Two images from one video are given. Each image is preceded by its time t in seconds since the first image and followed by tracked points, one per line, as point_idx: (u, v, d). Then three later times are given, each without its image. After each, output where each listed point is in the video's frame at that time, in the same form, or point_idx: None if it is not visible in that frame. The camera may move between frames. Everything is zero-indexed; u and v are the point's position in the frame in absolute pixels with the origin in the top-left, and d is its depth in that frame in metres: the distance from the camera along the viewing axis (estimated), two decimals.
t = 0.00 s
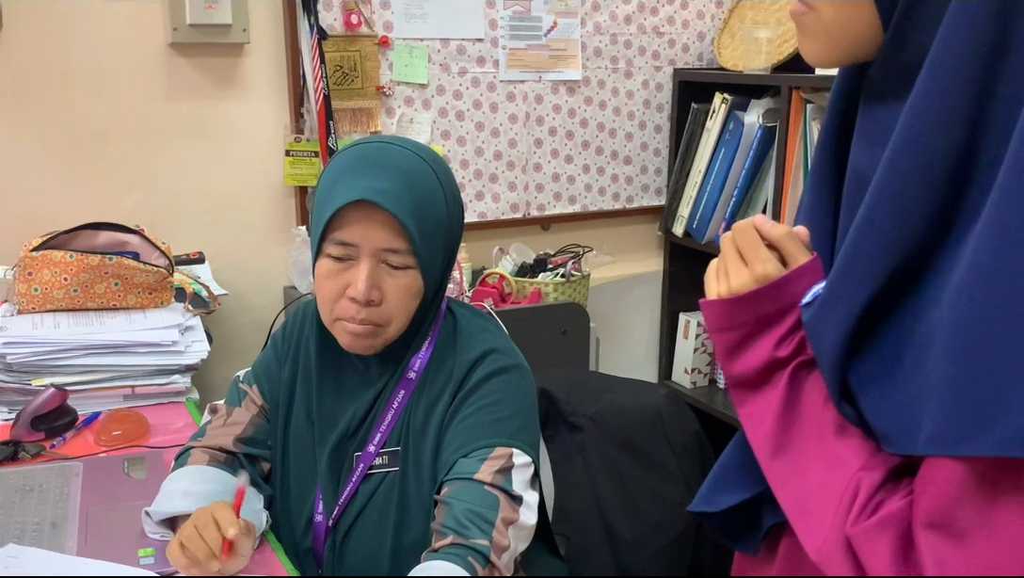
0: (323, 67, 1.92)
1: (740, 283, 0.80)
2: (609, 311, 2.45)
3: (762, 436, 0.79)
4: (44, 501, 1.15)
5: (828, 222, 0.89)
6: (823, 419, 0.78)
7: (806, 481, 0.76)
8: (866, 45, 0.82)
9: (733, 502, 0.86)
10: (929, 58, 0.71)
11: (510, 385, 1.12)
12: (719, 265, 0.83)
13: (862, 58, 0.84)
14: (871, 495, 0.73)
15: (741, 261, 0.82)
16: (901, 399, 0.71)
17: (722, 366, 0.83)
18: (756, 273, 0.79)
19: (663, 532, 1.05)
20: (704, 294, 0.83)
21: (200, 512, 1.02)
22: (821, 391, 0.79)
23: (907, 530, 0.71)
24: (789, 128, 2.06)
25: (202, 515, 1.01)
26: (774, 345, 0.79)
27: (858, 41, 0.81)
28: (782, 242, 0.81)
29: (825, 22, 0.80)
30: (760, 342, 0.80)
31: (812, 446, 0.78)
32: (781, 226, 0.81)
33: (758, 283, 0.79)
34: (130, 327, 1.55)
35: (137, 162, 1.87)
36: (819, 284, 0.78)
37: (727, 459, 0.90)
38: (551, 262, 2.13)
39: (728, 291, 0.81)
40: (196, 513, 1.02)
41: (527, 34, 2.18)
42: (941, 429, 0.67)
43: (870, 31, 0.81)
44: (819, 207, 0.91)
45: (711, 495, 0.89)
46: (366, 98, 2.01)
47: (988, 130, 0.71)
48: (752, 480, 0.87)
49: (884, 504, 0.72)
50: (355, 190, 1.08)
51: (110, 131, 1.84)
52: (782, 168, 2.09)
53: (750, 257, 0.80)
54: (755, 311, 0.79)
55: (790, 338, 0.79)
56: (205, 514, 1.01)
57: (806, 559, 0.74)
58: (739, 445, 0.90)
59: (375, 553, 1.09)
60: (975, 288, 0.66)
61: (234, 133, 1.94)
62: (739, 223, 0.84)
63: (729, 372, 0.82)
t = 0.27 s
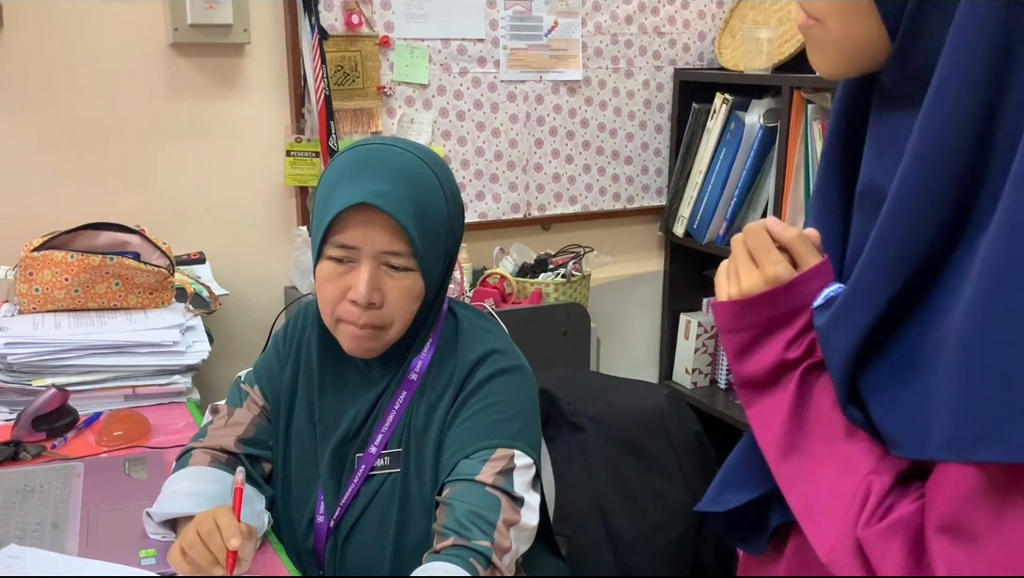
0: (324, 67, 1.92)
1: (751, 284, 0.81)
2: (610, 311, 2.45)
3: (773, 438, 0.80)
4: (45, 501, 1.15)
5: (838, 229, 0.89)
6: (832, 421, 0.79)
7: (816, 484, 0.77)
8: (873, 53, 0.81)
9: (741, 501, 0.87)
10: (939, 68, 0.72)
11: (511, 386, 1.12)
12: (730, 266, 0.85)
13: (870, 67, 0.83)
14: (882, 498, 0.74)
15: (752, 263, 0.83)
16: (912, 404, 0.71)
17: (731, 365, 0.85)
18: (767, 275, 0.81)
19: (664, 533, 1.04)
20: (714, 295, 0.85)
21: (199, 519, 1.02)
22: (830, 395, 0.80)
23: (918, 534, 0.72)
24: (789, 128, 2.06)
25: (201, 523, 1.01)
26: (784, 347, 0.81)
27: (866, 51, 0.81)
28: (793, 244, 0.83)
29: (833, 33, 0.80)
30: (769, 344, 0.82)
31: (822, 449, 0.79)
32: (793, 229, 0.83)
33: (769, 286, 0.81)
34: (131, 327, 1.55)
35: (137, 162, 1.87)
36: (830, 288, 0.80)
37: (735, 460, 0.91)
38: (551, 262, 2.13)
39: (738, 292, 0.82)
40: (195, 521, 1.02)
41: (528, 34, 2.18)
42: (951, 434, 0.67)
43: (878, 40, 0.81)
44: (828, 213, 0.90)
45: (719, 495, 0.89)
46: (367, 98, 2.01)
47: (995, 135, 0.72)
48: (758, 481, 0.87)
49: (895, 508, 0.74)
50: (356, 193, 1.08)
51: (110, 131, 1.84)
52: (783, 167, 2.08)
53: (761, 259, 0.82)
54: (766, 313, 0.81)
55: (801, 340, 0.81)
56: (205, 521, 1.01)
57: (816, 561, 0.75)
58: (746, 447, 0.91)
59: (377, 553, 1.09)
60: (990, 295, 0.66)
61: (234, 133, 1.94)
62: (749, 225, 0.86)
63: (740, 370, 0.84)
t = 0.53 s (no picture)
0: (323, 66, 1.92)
1: (751, 283, 0.85)
2: (609, 309, 2.44)
3: (773, 437, 0.84)
4: (44, 501, 1.15)
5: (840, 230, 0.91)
6: (832, 421, 0.84)
7: (815, 482, 0.81)
8: (869, 52, 0.84)
9: (742, 498, 0.90)
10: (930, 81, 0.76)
11: (510, 384, 1.12)
12: (731, 264, 0.88)
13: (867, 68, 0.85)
14: (879, 497, 0.78)
15: (752, 262, 0.87)
16: (907, 405, 0.75)
17: (731, 362, 0.88)
18: (767, 273, 0.84)
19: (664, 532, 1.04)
20: (716, 293, 0.89)
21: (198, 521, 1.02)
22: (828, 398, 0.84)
23: (913, 532, 0.76)
24: (788, 126, 2.06)
25: (201, 523, 1.00)
26: (784, 344, 0.84)
27: (860, 55, 0.84)
28: (793, 242, 0.86)
29: (827, 35, 0.83)
30: (770, 341, 0.85)
31: (822, 449, 0.83)
32: (793, 228, 0.86)
33: (768, 284, 0.84)
34: (129, 326, 1.54)
35: (136, 162, 1.87)
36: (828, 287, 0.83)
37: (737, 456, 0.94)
38: (551, 261, 2.12)
39: (738, 290, 0.86)
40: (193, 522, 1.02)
41: (527, 32, 2.17)
42: (944, 436, 0.71)
43: (872, 45, 0.83)
44: (831, 215, 0.92)
45: (721, 491, 0.92)
46: (366, 96, 2.01)
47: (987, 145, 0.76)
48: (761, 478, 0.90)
49: (891, 507, 0.77)
50: (354, 191, 1.08)
51: (109, 130, 1.84)
52: (783, 165, 2.08)
53: (760, 258, 0.85)
54: (765, 310, 0.84)
55: (801, 337, 0.84)
56: (203, 522, 1.01)
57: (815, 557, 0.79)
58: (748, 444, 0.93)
59: (377, 552, 1.08)
60: (980, 304, 0.70)
61: (234, 132, 1.94)
62: (749, 223, 0.89)
63: (741, 369, 0.88)
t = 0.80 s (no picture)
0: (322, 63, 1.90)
1: (758, 281, 0.87)
2: (609, 307, 2.44)
3: (780, 435, 0.87)
4: (46, 501, 1.15)
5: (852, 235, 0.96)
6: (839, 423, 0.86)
7: (821, 479, 0.84)
8: (868, 82, 0.88)
9: (746, 493, 0.93)
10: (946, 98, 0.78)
11: (512, 382, 1.12)
12: (739, 260, 0.91)
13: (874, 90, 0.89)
14: (886, 497, 0.80)
15: (759, 259, 0.89)
16: (909, 430, 0.78)
17: (738, 357, 0.91)
18: (773, 271, 0.86)
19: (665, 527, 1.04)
20: (724, 290, 0.91)
21: (190, 507, 1.03)
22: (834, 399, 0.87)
23: (920, 530, 0.77)
24: (789, 124, 2.05)
25: (201, 514, 1.02)
26: (790, 343, 0.86)
27: (864, 82, 0.88)
28: (800, 240, 0.88)
29: (826, 70, 0.88)
30: (776, 339, 0.88)
31: (827, 447, 0.85)
32: (801, 226, 0.88)
33: (775, 282, 0.86)
34: (130, 325, 1.54)
35: (136, 161, 1.87)
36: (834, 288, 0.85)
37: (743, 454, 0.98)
38: (551, 258, 2.12)
39: (745, 288, 0.88)
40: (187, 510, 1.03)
41: (526, 30, 2.17)
42: (941, 473, 0.73)
43: (870, 79, 0.87)
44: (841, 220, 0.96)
45: (727, 487, 0.96)
46: (365, 94, 2.01)
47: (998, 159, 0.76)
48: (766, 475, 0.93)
49: (898, 507, 0.79)
50: (354, 189, 1.08)
51: (109, 129, 1.83)
52: (783, 162, 2.08)
53: (767, 256, 0.88)
54: (771, 309, 0.87)
55: (806, 336, 0.86)
56: (204, 515, 1.02)
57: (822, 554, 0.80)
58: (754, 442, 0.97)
59: (379, 550, 1.09)
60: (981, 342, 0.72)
61: (234, 131, 1.94)
62: (759, 220, 0.91)
63: (747, 367, 0.90)
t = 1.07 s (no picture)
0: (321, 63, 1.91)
1: (758, 283, 0.87)
2: (609, 306, 2.44)
3: (783, 437, 0.87)
4: (44, 501, 1.15)
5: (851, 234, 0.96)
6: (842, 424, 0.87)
7: (825, 482, 0.85)
8: (869, 83, 0.87)
9: (748, 495, 0.94)
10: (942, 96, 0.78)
11: (512, 382, 1.12)
12: (739, 262, 0.90)
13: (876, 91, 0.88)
14: (889, 500, 0.81)
15: (759, 261, 0.88)
16: (910, 430, 0.79)
17: (739, 360, 0.90)
18: (774, 274, 0.86)
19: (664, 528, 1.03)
20: (724, 292, 0.91)
21: (186, 529, 1.01)
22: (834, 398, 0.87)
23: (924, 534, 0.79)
24: (787, 123, 2.06)
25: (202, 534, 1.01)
26: (791, 345, 0.86)
27: (865, 85, 0.87)
28: (800, 242, 0.88)
29: (826, 75, 0.88)
30: (777, 342, 0.87)
31: (830, 449, 0.86)
32: (801, 228, 0.88)
33: (776, 284, 0.86)
34: (129, 325, 1.54)
35: (135, 160, 1.87)
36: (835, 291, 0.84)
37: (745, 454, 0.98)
38: (550, 258, 2.12)
39: (746, 291, 0.88)
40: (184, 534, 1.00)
41: (525, 30, 2.17)
42: (942, 476, 0.75)
43: (873, 81, 0.87)
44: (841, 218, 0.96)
45: (729, 488, 0.96)
46: (364, 94, 2.01)
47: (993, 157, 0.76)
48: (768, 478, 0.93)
49: (901, 510, 0.80)
50: (355, 189, 1.08)
51: (107, 129, 1.83)
52: (782, 162, 2.08)
53: (768, 258, 0.87)
54: (772, 311, 0.86)
55: (807, 338, 0.86)
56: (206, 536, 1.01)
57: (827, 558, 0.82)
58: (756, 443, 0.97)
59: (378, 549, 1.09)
60: (980, 347, 0.73)
61: (232, 131, 1.94)
62: (757, 223, 0.91)
63: (748, 368, 0.90)
